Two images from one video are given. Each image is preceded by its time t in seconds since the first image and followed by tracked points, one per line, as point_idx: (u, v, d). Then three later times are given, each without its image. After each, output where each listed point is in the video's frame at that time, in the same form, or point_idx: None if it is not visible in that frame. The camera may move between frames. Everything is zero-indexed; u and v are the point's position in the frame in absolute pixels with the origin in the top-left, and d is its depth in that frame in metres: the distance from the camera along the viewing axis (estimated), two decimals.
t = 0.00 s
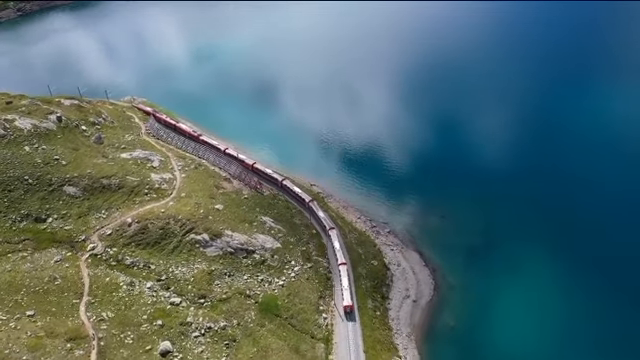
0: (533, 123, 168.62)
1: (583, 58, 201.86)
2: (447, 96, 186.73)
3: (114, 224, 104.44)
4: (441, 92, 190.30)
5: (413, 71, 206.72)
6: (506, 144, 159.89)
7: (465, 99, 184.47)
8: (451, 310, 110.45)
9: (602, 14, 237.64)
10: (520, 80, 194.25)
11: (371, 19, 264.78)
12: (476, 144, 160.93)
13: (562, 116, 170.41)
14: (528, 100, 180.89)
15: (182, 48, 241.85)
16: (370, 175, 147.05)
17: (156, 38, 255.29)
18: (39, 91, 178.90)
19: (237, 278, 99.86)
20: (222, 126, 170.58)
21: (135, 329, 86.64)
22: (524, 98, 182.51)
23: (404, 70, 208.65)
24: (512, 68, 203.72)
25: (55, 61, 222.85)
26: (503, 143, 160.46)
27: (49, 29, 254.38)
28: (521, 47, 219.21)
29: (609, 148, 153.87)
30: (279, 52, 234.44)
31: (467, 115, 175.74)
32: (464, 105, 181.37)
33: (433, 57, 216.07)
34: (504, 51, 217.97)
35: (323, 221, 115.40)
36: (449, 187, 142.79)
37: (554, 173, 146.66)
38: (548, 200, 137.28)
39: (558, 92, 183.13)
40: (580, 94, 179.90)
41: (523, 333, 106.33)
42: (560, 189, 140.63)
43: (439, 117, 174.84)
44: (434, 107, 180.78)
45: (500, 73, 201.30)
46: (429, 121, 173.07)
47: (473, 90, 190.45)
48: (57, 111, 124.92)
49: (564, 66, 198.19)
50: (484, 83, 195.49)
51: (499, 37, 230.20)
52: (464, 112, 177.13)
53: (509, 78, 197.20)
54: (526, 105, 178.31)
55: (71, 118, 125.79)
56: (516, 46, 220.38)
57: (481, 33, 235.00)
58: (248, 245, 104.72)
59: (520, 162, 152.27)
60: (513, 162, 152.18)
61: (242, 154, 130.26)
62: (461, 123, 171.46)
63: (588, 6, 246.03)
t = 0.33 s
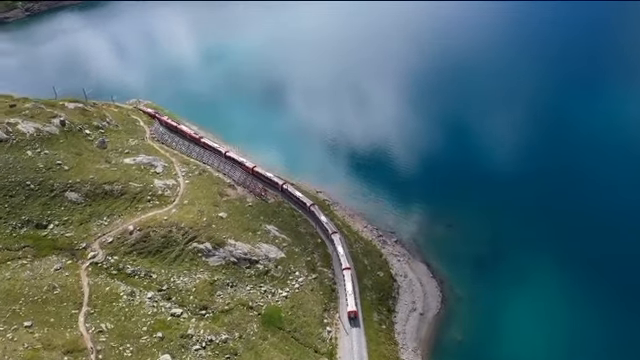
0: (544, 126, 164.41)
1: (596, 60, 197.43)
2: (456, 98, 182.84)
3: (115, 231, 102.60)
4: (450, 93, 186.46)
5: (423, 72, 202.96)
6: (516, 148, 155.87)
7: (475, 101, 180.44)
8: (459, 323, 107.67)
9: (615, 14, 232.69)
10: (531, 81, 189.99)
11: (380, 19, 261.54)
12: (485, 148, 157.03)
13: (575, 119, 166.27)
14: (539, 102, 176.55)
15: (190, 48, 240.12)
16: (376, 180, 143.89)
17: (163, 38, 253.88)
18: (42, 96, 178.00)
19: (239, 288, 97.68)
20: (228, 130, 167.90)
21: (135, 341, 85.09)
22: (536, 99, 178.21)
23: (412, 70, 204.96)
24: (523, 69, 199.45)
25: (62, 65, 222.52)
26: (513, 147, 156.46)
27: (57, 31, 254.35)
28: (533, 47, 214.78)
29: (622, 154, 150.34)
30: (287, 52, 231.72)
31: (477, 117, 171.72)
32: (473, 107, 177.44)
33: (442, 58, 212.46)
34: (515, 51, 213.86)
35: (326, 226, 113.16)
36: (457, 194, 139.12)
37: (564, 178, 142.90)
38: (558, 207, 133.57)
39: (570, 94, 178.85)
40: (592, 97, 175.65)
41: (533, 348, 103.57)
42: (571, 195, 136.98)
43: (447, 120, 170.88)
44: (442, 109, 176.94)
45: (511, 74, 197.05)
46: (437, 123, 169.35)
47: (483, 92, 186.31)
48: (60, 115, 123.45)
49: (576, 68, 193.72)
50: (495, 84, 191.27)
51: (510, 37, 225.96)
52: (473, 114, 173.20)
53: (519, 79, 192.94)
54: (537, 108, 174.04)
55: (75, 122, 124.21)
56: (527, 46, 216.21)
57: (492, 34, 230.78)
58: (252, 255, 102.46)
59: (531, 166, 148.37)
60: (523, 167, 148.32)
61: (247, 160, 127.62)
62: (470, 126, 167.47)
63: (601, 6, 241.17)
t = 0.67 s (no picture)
0: (556, 130, 160.20)
1: (610, 61, 192.68)
2: (466, 101, 179.09)
3: (117, 239, 100.76)
4: (460, 96, 182.61)
5: (432, 73, 199.21)
6: (527, 153, 151.86)
7: (485, 104, 176.50)
8: (468, 338, 104.83)
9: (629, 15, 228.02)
10: (543, 84, 185.63)
11: (389, 20, 258.23)
12: (495, 153, 153.18)
13: (588, 122, 161.93)
14: (551, 105, 172.39)
15: (196, 49, 238.39)
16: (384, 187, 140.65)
17: (171, 38, 252.46)
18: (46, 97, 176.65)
19: (242, 300, 95.50)
20: (233, 132, 165.00)
21: (134, 354, 83.15)
22: (548, 103, 174.05)
23: (422, 72, 201.33)
24: (534, 71, 195.25)
25: (69, 66, 221.11)
26: (524, 152, 152.41)
27: (67, 32, 253.78)
28: (545, 49, 210.40)
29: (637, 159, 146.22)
30: (295, 53, 229.09)
31: (487, 121, 167.83)
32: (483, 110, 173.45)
33: (452, 59, 208.79)
34: (526, 52, 209.72)
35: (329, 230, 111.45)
36: (466, 202, 135.56)
37: (577, 185, 138.95)
38: (570, 216, 129.67)
39: (583, 97, 174.29)
40: (605, 99, 171.09)
41: None
42: (584, 203, 132.94)
43: (457, 123, 167.12)
44: (451, 112, 173.33)
45: (522, 76, 192.93)
46: (446, 127, 165.62)
47: (494, 95, 182.30)
48: (64, 119, 122.03)
49: (589, 70, 189.19)
50: (506, 87, 187.18)
51: (521, 38, 221.74)
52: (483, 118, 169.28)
53: (530, 81, 188.81)
54: (549, 111, 169.78)
55: (79, 125, 122.66)
56: (539, 48, 211.93)
57: (503, 35, 226.58)
58: (255, 265, 100.08)
59: (542, 172, 144.29)
60: (534, 173, 144.25)
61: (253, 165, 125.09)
62: (480, 130, 163.57)
63: (615, 6, 236.31)
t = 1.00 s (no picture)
0: (568, 134, 156.07)
1: (623, 62, 188.23)
2: (475, 104, 175.25)
3: (118, 247, 98.90)
4: (469, 98, 178.62)
5: (442, 75, 195.52)
6: (538, 158, 147.81)
7: (495, 107, 172.49)
8: (476, 353, 102.06)
9: None
10: (554, 85, 181.33)
11: (398, 20, 254.95)
12: (504, 158, 149.30)
13: (601, 125, 157.49)
14: (563, 108, 168.17)
15: (203, 49, 236.91)
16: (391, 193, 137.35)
17: (178, 38, 251.05)
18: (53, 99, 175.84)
19: (244, 311, 93.32)
20: (239, 136, 162.46)
21: None
22: (559, 105, 169.65)
23: (431, 73, 197.65)
24: (545, 71, 190.97)
25: (78, 67, 220.07)
26: (535, 157, 148.29)
27: (76, 32, 253.25)
28: (556, 49, 205.88)
29: None
30: (302, 54, 226.47)
31: (496, 124, 163.85)
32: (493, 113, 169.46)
33: (462, 60, 205.02)
34: (537, 53, 205.45)
35: (331, 235, 110.39)
36: (475, 210, 131.86)
37: (589, 191, 134.98)
38: (583, 225, 125.87)
39: (595, 98, 169.78)
40: (619, 101, 166.67)
41: None
42: (596, 210, 129.00)
43: (466, 126, 163.13)
44: (459, 115, 169.42)
45: (533, 77, 188.64)
46: (455, 130, 161.73)
47: (504, 97, 178.27)
48: (68, 122, 120.59)
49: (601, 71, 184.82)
50: (516, 89, 183.20)
51: (533, 38, 217.47)
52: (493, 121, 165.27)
53: (541, 82, 184.50)
54: (561, 113, 165.48)
55: (83, 129, 121.21)
56: (551, 48, 207.49)
57: (514, 35, 222.33)
58: (259, 276, 97.64)
59: (553, 178, 140.40)
60: (545, 179, 140.18)
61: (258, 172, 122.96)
62: (489, 134, 159.58)
63: (629, 6, 231.38)
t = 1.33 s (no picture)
0: (579, 137, 152.00)
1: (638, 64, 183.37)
2: (486, 107, 171.25)
3: (120, 255, 97.07)
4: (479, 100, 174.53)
5: (452, 76, 191.50)
6: (550, 163, 143.48)
7: (506, 110, 168.18)
8: None
9: None
10: (566, 87, 176.54)
11: (408, 20, 251.18)
12: (515, 163, 145.14)
13: (615, 130, 153.00)
14: (574, 110, 163.90)
15: (211, 47, 235.55)
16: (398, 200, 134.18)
17: (186, 38, 249.65)
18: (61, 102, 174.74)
19: (247, 324, 91.07)
20: (244, 140, 160.36)
21: None
22: (571, 107, 165.52)
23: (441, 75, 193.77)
24: (555, 73, 186.86)
25: (87, 68, 218.52)
26: (546, 162, 144.00)
27: (86, 33, 252.12)
28: (569, 49, 201.18)
29: None
30: (311, 54, 223.46)
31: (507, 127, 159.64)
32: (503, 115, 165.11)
33: (471, 62, 201.30)
34: (548, 53, 201.32)
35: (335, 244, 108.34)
36: (484, 219, 128.39)
37: (599, 197, 131.32)
38: (594, 235, 122.11)
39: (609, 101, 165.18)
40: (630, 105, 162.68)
41: None
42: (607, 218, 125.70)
43: (475, 130, 159.29)
44: (469, 117, 165.35)
45: (544, 79, 184.35)
46: (464, 133, 157.70)
47: (515, 99, 173.91)
48: (72, 126, 119.16)
49: (615, 73, 180.18)
50: (528, 90, 178.75)
51: (545, 39, 212.98)
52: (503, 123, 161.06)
53: (554, 84, 179.93)
54: (572, 116, 161.16)
55: (87, 133, 119.66)
56: (564, 48, 202.86)
57: (525, 36, 217.91)
58: (262, 287, 95.33)
59: (563, 183, 136.50)
60: (557, 185, 135.88)
61: (264, 179, 120.41)
62: (500, 137, 155.30)
63: None
